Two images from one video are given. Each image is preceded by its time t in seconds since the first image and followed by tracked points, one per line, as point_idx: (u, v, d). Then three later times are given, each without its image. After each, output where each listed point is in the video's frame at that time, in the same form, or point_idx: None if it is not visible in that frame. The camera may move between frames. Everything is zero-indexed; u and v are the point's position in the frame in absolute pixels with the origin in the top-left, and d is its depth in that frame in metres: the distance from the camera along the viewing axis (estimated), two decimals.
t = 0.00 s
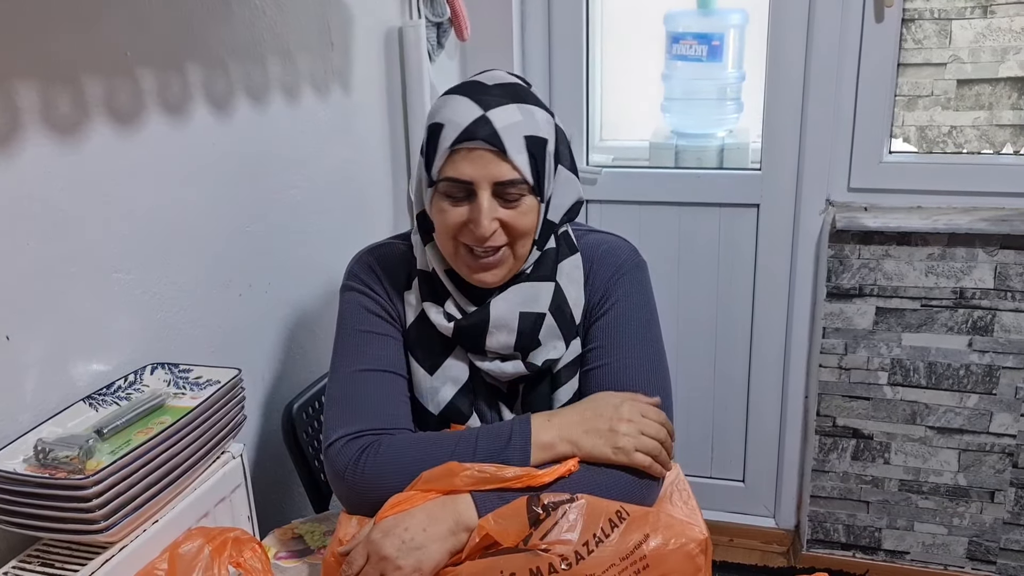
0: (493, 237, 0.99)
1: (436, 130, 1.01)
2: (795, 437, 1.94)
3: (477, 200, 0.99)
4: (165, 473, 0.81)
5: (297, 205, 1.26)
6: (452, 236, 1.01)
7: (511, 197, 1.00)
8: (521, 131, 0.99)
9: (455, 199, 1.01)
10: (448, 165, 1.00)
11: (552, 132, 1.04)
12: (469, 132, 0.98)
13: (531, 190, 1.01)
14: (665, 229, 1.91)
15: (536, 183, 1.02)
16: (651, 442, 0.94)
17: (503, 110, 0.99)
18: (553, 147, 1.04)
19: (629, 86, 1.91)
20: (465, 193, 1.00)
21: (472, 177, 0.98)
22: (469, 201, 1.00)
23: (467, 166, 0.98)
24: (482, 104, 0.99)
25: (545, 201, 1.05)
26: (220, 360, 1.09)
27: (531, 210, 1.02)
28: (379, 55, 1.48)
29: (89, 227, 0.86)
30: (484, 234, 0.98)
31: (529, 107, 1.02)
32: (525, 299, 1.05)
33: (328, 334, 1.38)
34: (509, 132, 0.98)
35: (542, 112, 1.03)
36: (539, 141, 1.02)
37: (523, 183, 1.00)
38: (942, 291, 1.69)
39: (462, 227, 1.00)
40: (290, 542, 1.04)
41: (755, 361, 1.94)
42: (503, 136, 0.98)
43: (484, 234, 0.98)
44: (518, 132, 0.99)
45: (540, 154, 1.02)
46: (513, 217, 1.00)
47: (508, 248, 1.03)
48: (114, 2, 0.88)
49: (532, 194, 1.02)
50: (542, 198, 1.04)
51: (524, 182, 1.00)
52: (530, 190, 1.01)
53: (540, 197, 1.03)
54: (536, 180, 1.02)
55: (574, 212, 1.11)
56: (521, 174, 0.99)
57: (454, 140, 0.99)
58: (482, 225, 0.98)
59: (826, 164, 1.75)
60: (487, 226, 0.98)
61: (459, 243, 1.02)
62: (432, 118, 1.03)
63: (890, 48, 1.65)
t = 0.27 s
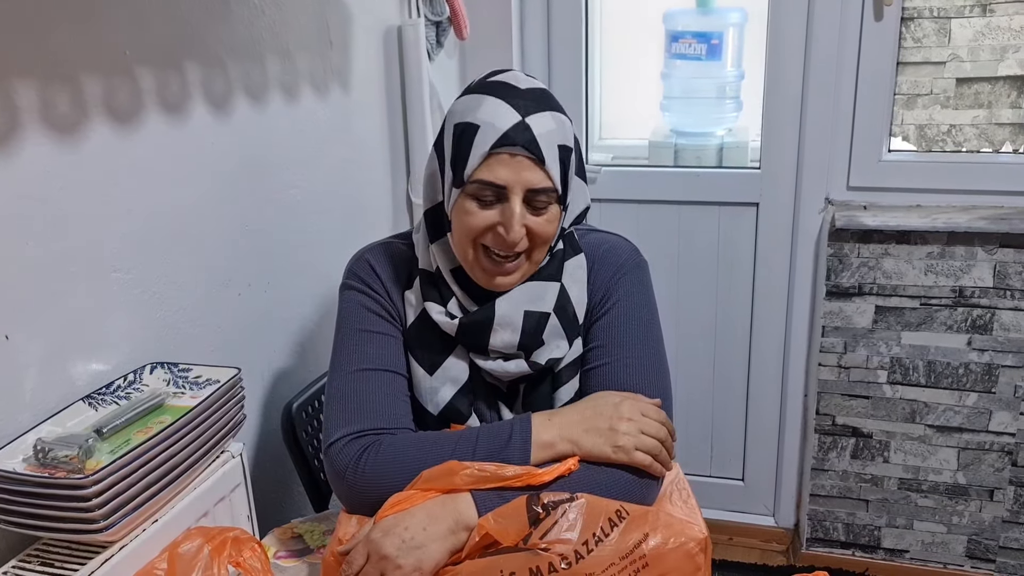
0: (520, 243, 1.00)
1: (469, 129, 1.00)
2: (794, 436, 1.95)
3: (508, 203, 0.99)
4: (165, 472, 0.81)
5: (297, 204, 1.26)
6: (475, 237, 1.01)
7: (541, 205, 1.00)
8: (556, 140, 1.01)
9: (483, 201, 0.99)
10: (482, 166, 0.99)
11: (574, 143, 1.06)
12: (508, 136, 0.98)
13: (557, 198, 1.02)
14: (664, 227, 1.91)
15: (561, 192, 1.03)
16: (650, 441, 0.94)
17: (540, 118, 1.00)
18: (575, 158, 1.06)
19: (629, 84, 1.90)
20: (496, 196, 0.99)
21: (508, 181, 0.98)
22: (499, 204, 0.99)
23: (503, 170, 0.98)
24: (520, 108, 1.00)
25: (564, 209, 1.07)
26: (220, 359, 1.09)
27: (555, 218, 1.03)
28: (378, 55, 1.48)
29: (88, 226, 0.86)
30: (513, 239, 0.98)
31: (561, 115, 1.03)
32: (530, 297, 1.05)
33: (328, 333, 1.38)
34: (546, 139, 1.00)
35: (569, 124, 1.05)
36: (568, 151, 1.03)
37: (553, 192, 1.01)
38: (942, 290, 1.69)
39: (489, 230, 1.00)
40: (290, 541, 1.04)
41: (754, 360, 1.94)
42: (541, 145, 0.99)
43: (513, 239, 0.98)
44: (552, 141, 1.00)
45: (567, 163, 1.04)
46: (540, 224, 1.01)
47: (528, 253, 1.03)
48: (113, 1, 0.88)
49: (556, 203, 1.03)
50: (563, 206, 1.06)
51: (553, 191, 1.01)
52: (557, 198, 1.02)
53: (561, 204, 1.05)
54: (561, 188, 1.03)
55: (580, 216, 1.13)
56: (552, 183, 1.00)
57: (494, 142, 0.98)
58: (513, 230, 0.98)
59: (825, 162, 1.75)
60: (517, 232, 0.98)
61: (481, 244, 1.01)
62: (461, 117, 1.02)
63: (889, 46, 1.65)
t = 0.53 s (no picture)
0: (527, 228, 1.00)
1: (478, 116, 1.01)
2: (793, 434, 1.95)
3: (516, 187, 0.99)
4: (163, 471, 0.81)
5: (296, 203, 1.26)
6: (482, 222, 1.01)
7: (547, 190, 1.01)
8: (563, 127, 1.02)
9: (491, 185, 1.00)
10: (490, 150, 0.99)
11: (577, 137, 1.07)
12: (518, 120, 0.99)
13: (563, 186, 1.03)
14: (663, 226, 1.91)
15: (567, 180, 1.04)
16: (649, 441, 0.94)
17: (547, 106, 1.01)
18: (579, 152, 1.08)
19: (627, 83, 1.90)
20: (503, 180, 1.00)
21: (516, 165, 0.98)
22: (506, 189, 1.00)
23: (511, 153, 0.98)
24: (529, 95, 1.01)
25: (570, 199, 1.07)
26: (219, 358, 1.09)
27: (561, 206, 1.03)
28: (377, 53, 1.48)
29: (86, 225, 0.86)
30: (520, 223, 0.99)
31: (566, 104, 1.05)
32: (531, 294, 1.05)
33: (327, 332, 1.38)
34: (554, 125, 1.01)
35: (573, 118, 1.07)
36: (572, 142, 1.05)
37: (559, 179, 1.02)
38: (941, 288, 1.69)
39: (496, 214, 1.00)
40: (289, 540, 1.04)
41: (753, 358, 1.94)
42: (549, 130, 1.00)
43: (521, 223, 0.99)
44: (560, 128, 1.02)
45: (572, 153, 1.05)
46: (546, 210, 1.01)
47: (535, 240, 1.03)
48: None
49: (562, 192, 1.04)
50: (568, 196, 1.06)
51: (560, 178, 1.02)
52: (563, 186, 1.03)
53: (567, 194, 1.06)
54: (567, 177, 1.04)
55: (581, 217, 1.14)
56: (559, 169, 1.01)
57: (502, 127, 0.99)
58: (521, 213, 0.98)
59: (823, 160, 1.75)
60: (525, 216, 0.98)
61: (488, 230, 1.02)
62: (468, 105, 1.03)
63: (888, 45, 1.65)
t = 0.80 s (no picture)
0: (531, 235, 1.00)
1: (483, 121, 1.00)
2: (791, 433, 1.95)
3: (520, 195, 0.99)
4: (160, 472, 0.81)
5: (293, 203, 1.26)
6: (485, 228, 1.01)
7: (551, 198, 1.01)
8: (568, 135, 1.02)
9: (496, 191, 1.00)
10: (496, 157, 0.99)
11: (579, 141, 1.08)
12: (527, 127, 0.99)
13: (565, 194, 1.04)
14: (660, 225, 1.91)
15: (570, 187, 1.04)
16: (646, 441, 0.94)
17: (553, 113, 1.01)
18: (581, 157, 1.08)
19: (625, 82, 1.90)
20: (508, 187, 1.00)
21: (522, 172, 0.98)
22: (511, 196, 1.00)
23: (517, 161, 0.98)
24: (538, 102, 1.01)
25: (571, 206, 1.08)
26: (216, 358, 1.09)
27: (563, 214, 1.04)
28: (374, 54, 1.48)
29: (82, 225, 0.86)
30: (525, 230, 0.99)
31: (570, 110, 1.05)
32: (531, 294, 1.05)
33: (325, 332, 1.38)
34: (560, 133, 1.01)
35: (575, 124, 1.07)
36: (576, 148, 1.05)
37: (563, 187, 1.02)
38: (938, 287, 1.69)
39: (500, 220, 1.00)
40: (286, 541, 1.04)
41: (751, 357, 1.94)
42: (555, 138, 1.00)
43: (525, 230, 0.99)
44: (565, 135, 1.02)
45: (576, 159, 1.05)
46: (550, 218, 1.02)
47: (536, 247, 1.04)
48: None
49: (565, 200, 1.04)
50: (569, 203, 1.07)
51: (563, 186, 1.02)
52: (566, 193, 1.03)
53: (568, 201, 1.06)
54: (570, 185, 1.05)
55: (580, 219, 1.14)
56: (563, 178, 1.01)
57: (510, 133, 0.99)
58: (526, 220, 0.98)
59: (821, 160, 1.75)
60: (530, 224, 0.99)
61: (490, 236, 1.02)
62: (473, 109, 1.02)
63: (885, 44, 1.65)
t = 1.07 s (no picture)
0: (532, 238, 1.00)
1: (485, 124, 1.00)
2: (789, 432, 1.95)
3: (523, 197, 0.99)
4: (159, 472, 0.81)
5: (292, 204, 1.26)
6: (487, 230, 1.01)
7: (553, 202, 1.01)
8: (570, 137, 1.03)
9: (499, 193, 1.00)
10: (499, 159, 0.99)
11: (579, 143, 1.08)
12: (530, 129, 0.99)
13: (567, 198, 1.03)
14: (659, 225, 1.92)
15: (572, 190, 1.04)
16: (644, 441, 0.94)
17: (556, 115, 1.01)
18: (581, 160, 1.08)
19: (623, 81, 1.90)
20: (510, 190, 1.00)
21: (525, 175, 0.98)
22: (514, 198, 1.00)
23: (521, 164, 0.98)
24: (541, 104, 1.01)
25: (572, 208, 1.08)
26: (214, 359, 1.09)
27: (565, 218, 1.04)
28: (372, 54, 1.48)
29: (80, 226, 0.86)
30: (526, 234, 0.99)
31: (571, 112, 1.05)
32: (530, 293, 1.06)
33: (323, 333, 1.38)
34: (562, 135, 1.01)
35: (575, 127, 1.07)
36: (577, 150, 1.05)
37: (565, 191, 1.02)
38: (935, 287, 1.69)
39: (502, 223, 1.00)
40: (285, 541, 1.04)
41: (749, 357, 1.94)
42: (558, 141, 1.00)
43: (527, 233, 0.99)
44: (568, 138, 1.02)
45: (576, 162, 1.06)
46: (551, 221, 1.01)
47: (538, 250, 1.03)
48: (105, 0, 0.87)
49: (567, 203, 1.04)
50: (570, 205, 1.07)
51: (566, 190, 1.02)
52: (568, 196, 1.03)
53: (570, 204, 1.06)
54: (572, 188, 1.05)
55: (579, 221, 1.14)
56: (565, 181, 1.01)
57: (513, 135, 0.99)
58: (528, 224, 0.98)
59: (819, 159, 1.76)
60: (532, 228, 0.99)
61: (491, 238, 1.01)
62: (475, 111, 1.02)
63: (883, 44, 1.65)
